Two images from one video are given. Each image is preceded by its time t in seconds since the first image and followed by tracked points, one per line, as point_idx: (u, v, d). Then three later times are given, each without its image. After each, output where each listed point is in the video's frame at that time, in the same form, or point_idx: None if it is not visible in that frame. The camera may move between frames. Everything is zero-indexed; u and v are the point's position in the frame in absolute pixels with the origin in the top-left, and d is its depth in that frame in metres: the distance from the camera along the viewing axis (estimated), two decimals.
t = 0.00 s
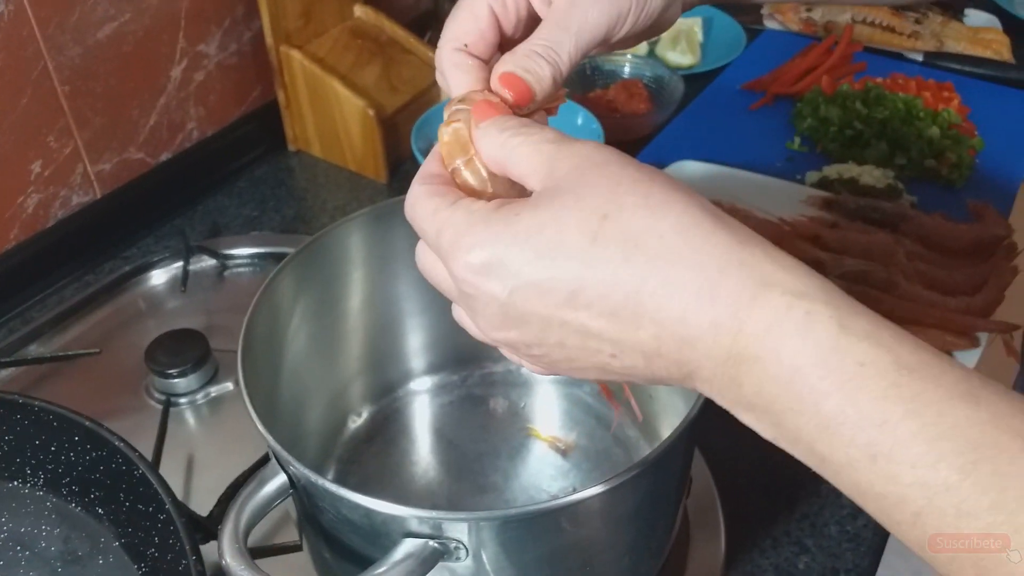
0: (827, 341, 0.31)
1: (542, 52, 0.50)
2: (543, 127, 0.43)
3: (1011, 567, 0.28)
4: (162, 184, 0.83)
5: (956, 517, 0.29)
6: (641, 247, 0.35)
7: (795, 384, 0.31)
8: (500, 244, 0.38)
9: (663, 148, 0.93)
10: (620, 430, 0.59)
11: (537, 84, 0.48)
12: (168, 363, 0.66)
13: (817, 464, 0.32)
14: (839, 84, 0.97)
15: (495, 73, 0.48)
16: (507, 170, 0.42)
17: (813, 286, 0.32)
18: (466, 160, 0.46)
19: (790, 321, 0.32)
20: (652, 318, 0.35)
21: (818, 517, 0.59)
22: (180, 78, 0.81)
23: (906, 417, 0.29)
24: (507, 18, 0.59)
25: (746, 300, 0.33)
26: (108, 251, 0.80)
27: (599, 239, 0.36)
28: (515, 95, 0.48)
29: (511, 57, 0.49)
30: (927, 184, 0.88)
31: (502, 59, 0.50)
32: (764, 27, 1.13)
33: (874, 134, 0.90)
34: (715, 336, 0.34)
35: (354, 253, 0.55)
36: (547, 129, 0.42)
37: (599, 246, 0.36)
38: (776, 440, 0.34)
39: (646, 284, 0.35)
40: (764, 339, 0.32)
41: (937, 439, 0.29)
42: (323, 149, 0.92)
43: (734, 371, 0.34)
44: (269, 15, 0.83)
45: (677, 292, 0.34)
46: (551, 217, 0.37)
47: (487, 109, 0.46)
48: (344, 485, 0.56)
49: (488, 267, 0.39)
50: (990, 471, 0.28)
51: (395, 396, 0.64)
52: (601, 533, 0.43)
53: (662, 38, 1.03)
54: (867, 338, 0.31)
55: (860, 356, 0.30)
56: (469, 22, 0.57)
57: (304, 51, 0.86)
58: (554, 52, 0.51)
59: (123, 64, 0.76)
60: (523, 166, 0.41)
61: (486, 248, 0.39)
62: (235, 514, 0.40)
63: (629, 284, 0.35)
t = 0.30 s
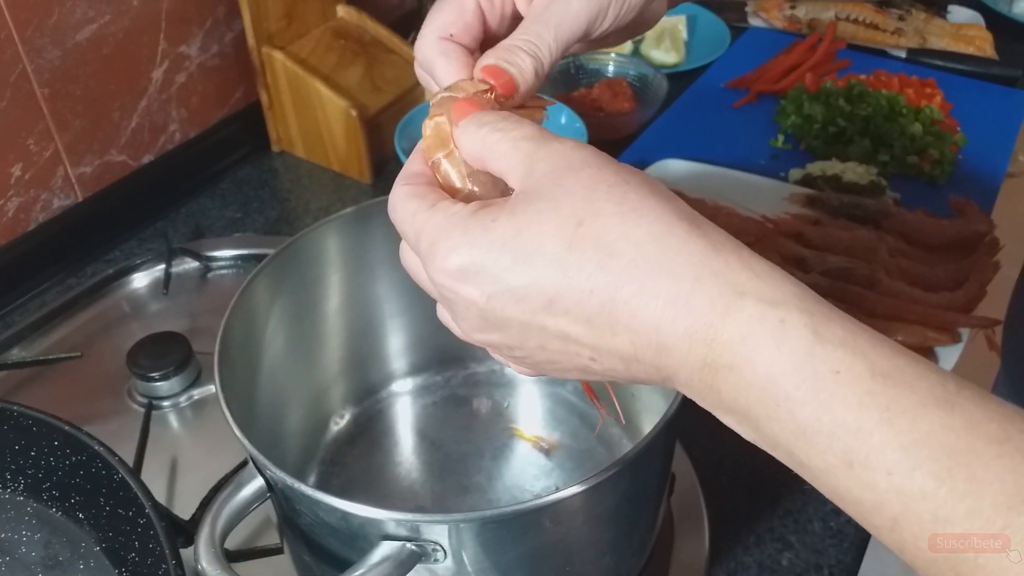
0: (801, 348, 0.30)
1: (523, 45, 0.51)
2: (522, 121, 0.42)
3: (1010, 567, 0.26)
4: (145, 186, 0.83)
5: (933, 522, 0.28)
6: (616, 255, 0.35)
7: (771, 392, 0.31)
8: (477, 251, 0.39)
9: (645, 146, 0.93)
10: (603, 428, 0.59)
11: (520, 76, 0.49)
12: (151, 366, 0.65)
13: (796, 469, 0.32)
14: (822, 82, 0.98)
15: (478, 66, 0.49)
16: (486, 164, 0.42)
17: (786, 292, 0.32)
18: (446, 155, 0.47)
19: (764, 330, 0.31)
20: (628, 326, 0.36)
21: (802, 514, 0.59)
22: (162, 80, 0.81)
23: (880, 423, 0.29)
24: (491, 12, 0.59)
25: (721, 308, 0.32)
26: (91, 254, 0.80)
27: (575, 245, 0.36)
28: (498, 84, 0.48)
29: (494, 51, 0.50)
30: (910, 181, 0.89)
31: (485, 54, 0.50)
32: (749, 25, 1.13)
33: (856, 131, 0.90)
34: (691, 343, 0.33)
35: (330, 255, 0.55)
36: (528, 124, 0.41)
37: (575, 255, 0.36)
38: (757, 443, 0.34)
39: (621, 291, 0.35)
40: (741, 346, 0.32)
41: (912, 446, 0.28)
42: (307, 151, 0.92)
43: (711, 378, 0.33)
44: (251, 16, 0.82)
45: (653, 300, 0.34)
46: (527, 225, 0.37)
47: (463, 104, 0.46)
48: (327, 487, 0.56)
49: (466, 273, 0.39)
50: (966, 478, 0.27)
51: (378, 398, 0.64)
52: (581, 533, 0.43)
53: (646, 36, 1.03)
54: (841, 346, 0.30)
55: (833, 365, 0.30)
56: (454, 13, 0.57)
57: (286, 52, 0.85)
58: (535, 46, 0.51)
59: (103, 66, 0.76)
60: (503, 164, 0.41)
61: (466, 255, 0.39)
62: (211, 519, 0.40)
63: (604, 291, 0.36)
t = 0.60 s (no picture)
0: (790, 346, 0.30)
1: (503, 20, 0.52)
2: (507, 118, 0.42)
3: (1011, 568, 0.25)
4: (132, 185, 0.83)
5: (920, 520, 0.27)
6: (602, 254, 0.35)
7: (759, 390, 0.31)
8: (464, 253, 0.39)
9: (634, 141, 0.93)
10: (592, 425, 0.59)
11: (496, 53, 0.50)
12: (138, 366, 0.65)
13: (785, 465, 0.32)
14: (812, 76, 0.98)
15: (456, 43, 0.50)
16: (474, 165, 0.42)
17: (773, 288, 0.32)
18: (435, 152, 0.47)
19: (752, 328, 0.31)
20: (616, 325, 0.36)
21: (791, 510, 0.59)
22: (148, 78, 0.80)
23: (868, 423, 0.28)
24: None
25: (708, 307, 0.32)
26: (78, 254, 0.80)
27: (562, 247, 0.36)
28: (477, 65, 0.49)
29: (473, 26, 0.51)
30: (901, 175, 0.88)
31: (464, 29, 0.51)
32: (738, 20, 1.13)
33: (846, 126, 0.90)
34: (680, 343, 0.33)
35: (313, 254, 0.55)
36: (514, 123, 0.41)
37: (563, 255, 0.36)
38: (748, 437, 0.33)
39: (609, 291, 0.35)
40: (730, 343, 0.31)
41: (900, 445, 0.27)
42: (296, 149, 0.91)
43: (700, 376, 0.33)
44: (237, 13, 0.82)
45: (640, 300, 0.34)
46: (513, 226, 0.37)
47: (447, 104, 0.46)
48: (315, 487, 0.56)
49: (453, 275, 0.40)
50: (955, 476, 0.27)
51: (366, 397, 0.64)
52: (569, 530, 0.43)
53: (637, 32, 1.05)
54: (829, 343, 0.30)
55: (821, 362, 0.29)
56: None
57: (273, 49, 0.85)
58: (514, 22, 0.53)
59: (88, 65, 0.75)
60: (489, 165, 0.41)
61: (454, 258, 0.39)
62: (194, 520, 0.40)
63: (592, 291, 0.35)
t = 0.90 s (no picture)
0: (778, 350, 0.30)
1: (493, 29, 0.52)
2: (497, 126, 0.42)
3: (1010, 568, 0.25)
4: (127, 194, 0.83)
5: (912, 523, 0.27)
6: (591, 258, 0.35)
7: (748, 393, 0.31)
8: (453, 258, 0.39)
9: (628, 147, 0.93)
10: (587, 431, 0.59)
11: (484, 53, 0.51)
12: (132, 375, 0.65)
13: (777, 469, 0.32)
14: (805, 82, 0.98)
15: (445, 50, 0.50)
16: (465, 173, 0.42)
17: (761, 292, 0.32)
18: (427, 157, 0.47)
19: (738, 331, 0.31)
20: (606, 329, 0.36)
21: (787, 515, 0.59)
22: (142, 87, 0.81)
23: (858, 427, 0.28)
24: None
25: (697, 310, 0.32)
26: (73, 262, 0.80)
27: (549, 252, 0.36)
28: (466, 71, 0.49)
29: (461, 32, 0.51)
30: (894, 180, 0.89)
31: (451, 34, 0.52)
32: (732, 26, 1.13)
33: (839, 131, 0.91)
34: (668, 346, 0.33)
35: (308, 262, 0.55)
36: (501, 129, 0.41)
37: (550, 259, 0.36)
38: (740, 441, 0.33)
39: (597, 293, 0.35)
40: (718, 346, 0.31)
41: (891, 449, 0.27)
42: (291, 156, 0.92)
43: (689, 379, 0.33)
44: (232, 22, 0.82)
45: (627, 303, 0.34)
46: (502, 230, 0.37)
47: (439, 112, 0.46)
48: (310, 496, 0.56)
49: (443, 280, 0.40)
50: (946, 480, 0.26)
51: (361, 404, 0.64)
52: (564, 536, 0.43)
53: (630, 40, 1.06)
54: (820, 347, 0.30)
55: (811, 365, 0.29)
56: None
57: (268, 57, 0.85)
58: (503, 29, 0.53)
59: (82, 74, 0.75)
60: (478, 170, 0.41)
61: (443, 262, 0.39)
62: (187, 530, 0.40)
63: (582, 293, 0.36)
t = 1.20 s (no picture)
0: (788, 325, 0.30)
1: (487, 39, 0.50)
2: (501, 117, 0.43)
3: (1009, 568, 0.25)
4: (125, 193, 0.82)
5: (923, 504, 0.27)
6: (597, 231, 0.35)
7: (756, 369, 0.31)
8: (457, 230, 0.39)
9: (628, 143, 0.93)
10: (589, 429, 0.59)
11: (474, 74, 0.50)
12: (132, 374, 0.65)
13: (783, 452, 0.32)
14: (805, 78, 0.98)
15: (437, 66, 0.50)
16: (466, 163, 0.42)
17: (765, 270, 0.31)
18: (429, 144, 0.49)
19: (750, 306, 0.31)
20: (609, 305, 0.35)
21: (790, 512, 0.59)
22: (140, 85, 0.80)
23: (869, 404, 0.28)
24: None
25: (703, 285, 0.32)
26: (72, 262, 0.79)
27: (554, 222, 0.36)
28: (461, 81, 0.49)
29: (449, 43, 0.50)
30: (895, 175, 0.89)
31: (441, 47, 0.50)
32: (732, 22, 1.13)
33: (840, 127, 0.90)
34: (672, 320, 0.33)
35: (308, 259, 0.55)
36: (505, 122, 0.42)
37: (555, 230, 0.36)
38: (740, 429, 0.33)
39: (600, 268, 0.35)
40: (725, 322, 0.31)
41: (902, 425, 0.27)
42: (289, 154, 0.91)
43: (694, 357, 0.33)
44: (229, 19, 0.82)
45: (633, 277, 0.34)
46: (506, 202, 0.37)
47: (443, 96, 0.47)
48: (312, 494, 0.55)
49: (445, 251, 0.39)
50: (958, 458, 0.27)
51: (362, 402, 0.63)
52: (568, 534, 0.43)
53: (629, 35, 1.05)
54: (830, 322, 0.30)
55: (820, 341, 0.29)
56: None
57: (266, 55, 0.85)
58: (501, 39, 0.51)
59: (79, 72, 0.75)
60: (479, 156, 0.41)
61: (449, 234, 0.39)
62: (188, 531, 0.39)
63: (586, 268, 0.35)
